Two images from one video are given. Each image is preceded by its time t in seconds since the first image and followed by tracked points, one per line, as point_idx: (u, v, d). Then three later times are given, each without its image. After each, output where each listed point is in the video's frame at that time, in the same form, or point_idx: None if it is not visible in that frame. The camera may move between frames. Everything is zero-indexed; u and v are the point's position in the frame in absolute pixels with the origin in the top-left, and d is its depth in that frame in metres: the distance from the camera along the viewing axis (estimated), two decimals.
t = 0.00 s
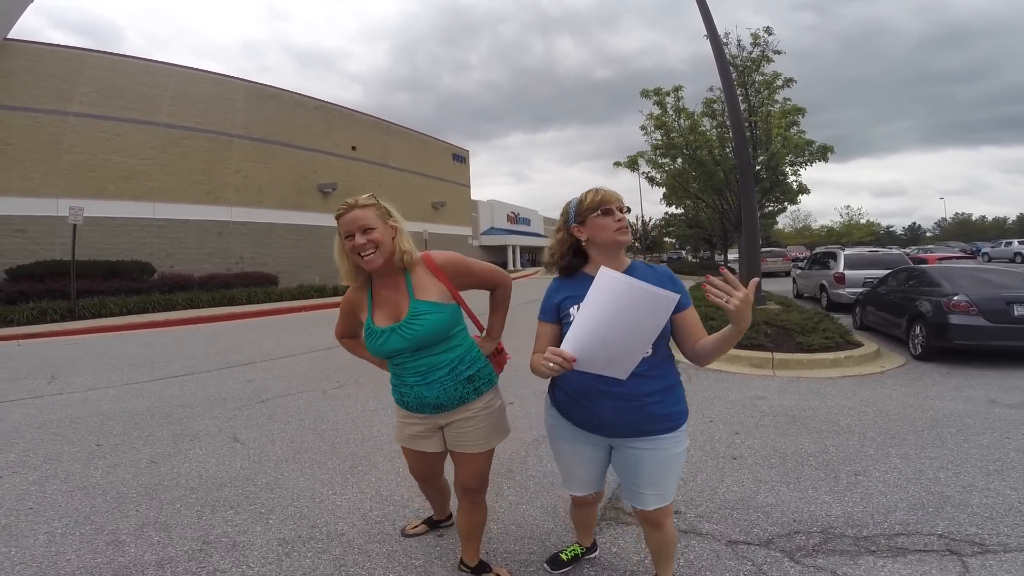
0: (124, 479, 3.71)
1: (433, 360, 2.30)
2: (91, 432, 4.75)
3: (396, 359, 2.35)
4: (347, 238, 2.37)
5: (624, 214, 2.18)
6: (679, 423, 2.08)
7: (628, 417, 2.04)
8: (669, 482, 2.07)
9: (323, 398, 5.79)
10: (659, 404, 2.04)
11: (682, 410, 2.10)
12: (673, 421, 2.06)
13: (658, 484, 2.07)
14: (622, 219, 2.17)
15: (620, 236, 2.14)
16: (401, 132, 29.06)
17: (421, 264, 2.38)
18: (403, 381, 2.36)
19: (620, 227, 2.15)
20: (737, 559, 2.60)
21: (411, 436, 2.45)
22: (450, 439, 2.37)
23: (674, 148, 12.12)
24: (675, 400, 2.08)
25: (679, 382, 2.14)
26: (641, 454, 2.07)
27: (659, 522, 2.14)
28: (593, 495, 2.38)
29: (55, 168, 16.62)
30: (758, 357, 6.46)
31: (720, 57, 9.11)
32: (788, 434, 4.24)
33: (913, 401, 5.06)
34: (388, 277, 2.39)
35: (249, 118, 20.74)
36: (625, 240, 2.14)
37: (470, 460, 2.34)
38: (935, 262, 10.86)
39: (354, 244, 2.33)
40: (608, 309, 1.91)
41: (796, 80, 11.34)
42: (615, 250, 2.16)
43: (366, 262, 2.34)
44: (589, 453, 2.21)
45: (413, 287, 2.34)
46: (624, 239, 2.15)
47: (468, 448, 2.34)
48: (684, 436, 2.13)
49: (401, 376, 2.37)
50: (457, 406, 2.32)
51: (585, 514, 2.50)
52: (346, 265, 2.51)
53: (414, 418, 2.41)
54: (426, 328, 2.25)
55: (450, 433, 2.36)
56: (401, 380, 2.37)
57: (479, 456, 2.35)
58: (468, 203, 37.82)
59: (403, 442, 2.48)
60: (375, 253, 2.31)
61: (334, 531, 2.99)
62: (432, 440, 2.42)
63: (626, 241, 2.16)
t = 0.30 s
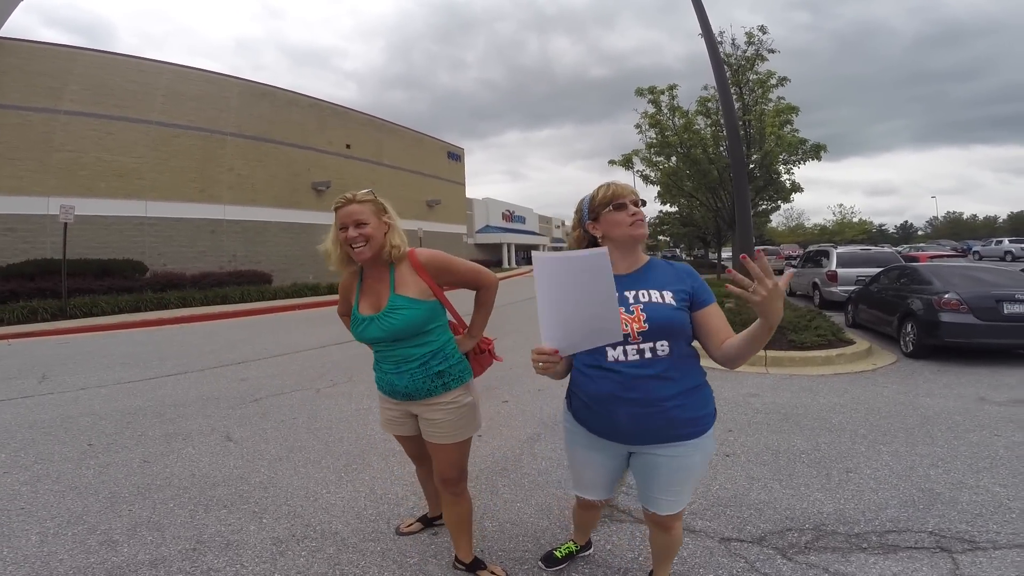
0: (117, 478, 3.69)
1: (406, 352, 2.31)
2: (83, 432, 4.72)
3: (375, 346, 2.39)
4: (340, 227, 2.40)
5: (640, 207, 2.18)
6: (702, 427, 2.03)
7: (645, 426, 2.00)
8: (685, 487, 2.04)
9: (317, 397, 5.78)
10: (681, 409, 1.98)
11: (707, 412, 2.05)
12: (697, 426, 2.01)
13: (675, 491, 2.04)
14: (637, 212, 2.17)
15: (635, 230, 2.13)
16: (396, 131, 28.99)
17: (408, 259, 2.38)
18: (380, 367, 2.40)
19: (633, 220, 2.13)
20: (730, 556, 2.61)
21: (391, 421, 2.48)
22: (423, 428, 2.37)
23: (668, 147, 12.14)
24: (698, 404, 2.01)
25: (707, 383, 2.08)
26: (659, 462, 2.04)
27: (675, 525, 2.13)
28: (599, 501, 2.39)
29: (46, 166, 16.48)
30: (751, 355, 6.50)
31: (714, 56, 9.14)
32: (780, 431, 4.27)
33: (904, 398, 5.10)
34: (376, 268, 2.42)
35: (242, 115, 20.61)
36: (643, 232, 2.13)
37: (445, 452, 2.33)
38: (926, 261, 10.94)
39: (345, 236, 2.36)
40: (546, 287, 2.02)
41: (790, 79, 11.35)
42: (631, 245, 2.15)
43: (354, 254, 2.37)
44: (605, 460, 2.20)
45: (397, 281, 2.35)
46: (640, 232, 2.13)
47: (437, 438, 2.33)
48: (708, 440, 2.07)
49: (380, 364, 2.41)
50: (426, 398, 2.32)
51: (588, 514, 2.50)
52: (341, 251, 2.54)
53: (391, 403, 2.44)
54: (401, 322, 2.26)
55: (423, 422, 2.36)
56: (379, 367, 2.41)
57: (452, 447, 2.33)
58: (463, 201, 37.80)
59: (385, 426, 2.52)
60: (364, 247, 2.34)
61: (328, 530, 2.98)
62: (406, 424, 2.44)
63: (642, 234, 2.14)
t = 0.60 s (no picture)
0: (101, 478, 3.66)
1: (395, 350, 2.31)
2: (67, 431, 4.66)
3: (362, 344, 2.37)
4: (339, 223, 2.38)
5: (619, 206, 2.13)
6: (688, 432, 2.03)
7: (630, 427, 2.02)
8: (668, 491, 2.06)
9: (306, 396, 5.75)
10: (666, 415, 1.99)
11: (697, 418, 2.04)
12: (686, 431, 2.02)
13: (660, 493, 2.06)
14: (616, 210, 2.13)
15: (608, 229, 2.13)
16: (387, 130, 28.90)
17: (402, 261, 2.40)
18: (366, 365, 2.39)
19: (608, 219, 2.13)
20: (716, 555, 2.64)
21: (377, 418, 2.46)
22: (411, 422, 2.37)
23: (659, 149, 12.15)
24: (686, 411, 2.00)
25: (700, 389, 2.07)
26: (645, 463, 2.05)
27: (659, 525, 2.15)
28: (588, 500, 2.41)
29: (31, 163, 16.26)
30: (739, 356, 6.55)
31: (706, 59, 9.20)
32: (767, 431, 4.31)
33: (889, 399, 5.18)
34: (368, 267, 2.41)
35: (232, 113, 20.43)
36: (620, 233, 2.10)
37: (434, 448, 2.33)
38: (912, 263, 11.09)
39: (343, 232, 2.34)
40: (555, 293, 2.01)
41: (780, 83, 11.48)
42: (617, 245, 2.15)
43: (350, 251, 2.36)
44: (594, 456, 2.21)
45: (390, 281, 2.35)
46: (617, 233, 2.11)
47: (425, 433, 2.32)
48: (694, 446, 2.07)
49: (366, 363, 2.40)
50: (414, 394, 2.32)
51: (577, 513, 2.51)
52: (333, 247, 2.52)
53: (377, 401, 2.43)
54: (393, 320, 2.27)
55: (411, 417, 2.35)
56: (366, 365, 2.40)
57: (440, 441, 2.34)
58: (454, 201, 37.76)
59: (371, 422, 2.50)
60: (361, 245, 2.33)
61: (315, 530, 2.98)
62: (393, 419, 2.43)
63: (621, 235, 2.11)
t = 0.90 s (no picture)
0: (99, 476, 3.66)
1: (400, 350, 2.30)
2: (64, 429, 4.66)
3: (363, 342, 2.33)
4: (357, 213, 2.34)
5: (618, 205, 2.09)
6: (665, 435, 2.02)
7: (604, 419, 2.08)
8: (646, 490, 2.07)
9: (304, 394, 5.76)
10: (641, 416, 2.01)
11: (674, 423, 2.02)
12: (662, 432, 2.02)
13: (637, 489, 2.08)
14: (615, 210, 2.10)
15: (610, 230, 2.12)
16: (384, 128, 28.85)
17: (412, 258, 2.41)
18: (366, 367, 2.35)
19: (608, 219, 2.11)
20: (713, 553, 2.66)
21: (374, 420, 2.44)
22: (411, 423, 2.36)
23: (656, 147, 12.24)
24: (660, 413, 2.00)
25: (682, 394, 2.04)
26: (622, 457, 2.09)
27: (639, 521, 2.16)
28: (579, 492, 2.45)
29: (26, 161, 16.19)
30: (736, 354, 6.57)
31: (703, 58, 9.20)
32: (764, 429, 4.33)
33: (884, 397, 5.20)
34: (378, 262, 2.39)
35: (228, 111, 20.37)
36: (617, 233, 2.10)
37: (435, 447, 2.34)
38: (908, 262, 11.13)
39: (363, 222, 2.31)
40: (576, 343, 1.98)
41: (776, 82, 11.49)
42: (620, 244, 2.14)
43: (368, 242, 2.33)
44: (581, 444, 2.26)
45: (401, 278, 2.35)
46: (614, 232, 2.12)
47: (427, 433, 2.33)
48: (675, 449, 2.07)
49: (366, 363, 2.35)
50: (418, 395, 2.32)
51: (570, 507, 2.54)
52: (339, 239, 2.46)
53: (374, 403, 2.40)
54: (403, 317, 2.26)
55: (413, 418, 2.35)
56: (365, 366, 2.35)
57: (443, 440, 2.35)
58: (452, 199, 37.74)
59: (368, 427, 2.48)
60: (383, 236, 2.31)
61: (314, 528, 2.98)
62: (393, 423, 2.42)
63: (619, 235, 2.11)
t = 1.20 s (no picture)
0: (115, 473, 3.71)
1: (425, 353, 2.26)
2: (80, 427, 4.72)
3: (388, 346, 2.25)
4: (399, 212, 2.28)
5: (619, 209, 2.11)
6: (659, 443, 2.02)
7: (600, 417, 2.13)
8: (639, 492, 2.07)
9: (315, 393, 5.80)
10: (632, 417, 2.03)
11: (671, 431, 2.01)
12: (657, 439, 2.01)
13: (631, 492, 2.09)
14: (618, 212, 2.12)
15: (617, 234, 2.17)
16: (395, 128, 28.98)
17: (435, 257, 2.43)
18: (389, 374, 2.28)
19: (613, 225, 2.16)
20: (723, 554, 2.64)
21: (394, 429, 2.38)
22: (432, 427, 2.35)
23: (668, 146, 12.18)
24: (655, 420, 2.00)
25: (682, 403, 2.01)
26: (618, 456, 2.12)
27: (635, 523, 2.17)
28: (590, 492, 2.46)
29: (44, 163, 16.44)
30: (748, 355, 6.53)
31: (714, 56, 9.14)
32: (775, 431, 4.29)
33: (899, 399, 5.14)
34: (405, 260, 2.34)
35: (241, 112, 20.57)
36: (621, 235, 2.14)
37: (455, 450, 2.34)
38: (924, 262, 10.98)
39: (407, 221, 2.26)
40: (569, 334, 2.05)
41: (789, 80, 11.39)
42: (630, 245, 2.17)
43: (409, 241, 2.29)
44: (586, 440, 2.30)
45: (430, 277, 2.36)
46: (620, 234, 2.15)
47: (449, 437, 2.33)
48: (670, 454, 2.04)
49: (388, 370, 2.28)
50: (443, 399, 2.30)
51: (579, 506, 2.54)
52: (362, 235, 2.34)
53: (396, 412, 2.33)
54: (433, 318, 2.25)
55: (434, 423, 2.34)
56: (388, 373, 2.28)
57: (462, 443, 2.35)
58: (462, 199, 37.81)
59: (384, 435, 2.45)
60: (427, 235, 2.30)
61: (325, 526, 3.00)
62: (415, 431, 2.38)
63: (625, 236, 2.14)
